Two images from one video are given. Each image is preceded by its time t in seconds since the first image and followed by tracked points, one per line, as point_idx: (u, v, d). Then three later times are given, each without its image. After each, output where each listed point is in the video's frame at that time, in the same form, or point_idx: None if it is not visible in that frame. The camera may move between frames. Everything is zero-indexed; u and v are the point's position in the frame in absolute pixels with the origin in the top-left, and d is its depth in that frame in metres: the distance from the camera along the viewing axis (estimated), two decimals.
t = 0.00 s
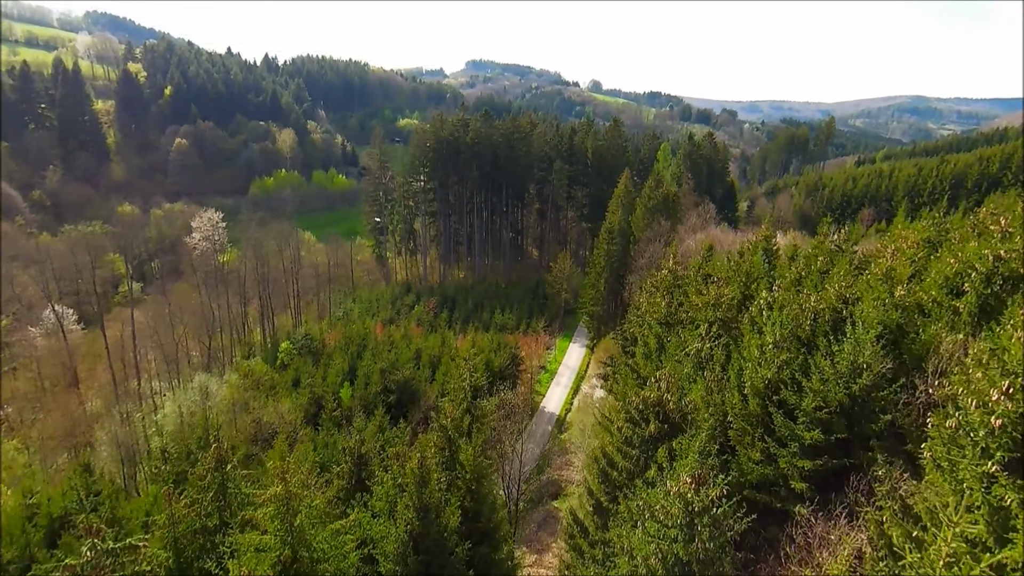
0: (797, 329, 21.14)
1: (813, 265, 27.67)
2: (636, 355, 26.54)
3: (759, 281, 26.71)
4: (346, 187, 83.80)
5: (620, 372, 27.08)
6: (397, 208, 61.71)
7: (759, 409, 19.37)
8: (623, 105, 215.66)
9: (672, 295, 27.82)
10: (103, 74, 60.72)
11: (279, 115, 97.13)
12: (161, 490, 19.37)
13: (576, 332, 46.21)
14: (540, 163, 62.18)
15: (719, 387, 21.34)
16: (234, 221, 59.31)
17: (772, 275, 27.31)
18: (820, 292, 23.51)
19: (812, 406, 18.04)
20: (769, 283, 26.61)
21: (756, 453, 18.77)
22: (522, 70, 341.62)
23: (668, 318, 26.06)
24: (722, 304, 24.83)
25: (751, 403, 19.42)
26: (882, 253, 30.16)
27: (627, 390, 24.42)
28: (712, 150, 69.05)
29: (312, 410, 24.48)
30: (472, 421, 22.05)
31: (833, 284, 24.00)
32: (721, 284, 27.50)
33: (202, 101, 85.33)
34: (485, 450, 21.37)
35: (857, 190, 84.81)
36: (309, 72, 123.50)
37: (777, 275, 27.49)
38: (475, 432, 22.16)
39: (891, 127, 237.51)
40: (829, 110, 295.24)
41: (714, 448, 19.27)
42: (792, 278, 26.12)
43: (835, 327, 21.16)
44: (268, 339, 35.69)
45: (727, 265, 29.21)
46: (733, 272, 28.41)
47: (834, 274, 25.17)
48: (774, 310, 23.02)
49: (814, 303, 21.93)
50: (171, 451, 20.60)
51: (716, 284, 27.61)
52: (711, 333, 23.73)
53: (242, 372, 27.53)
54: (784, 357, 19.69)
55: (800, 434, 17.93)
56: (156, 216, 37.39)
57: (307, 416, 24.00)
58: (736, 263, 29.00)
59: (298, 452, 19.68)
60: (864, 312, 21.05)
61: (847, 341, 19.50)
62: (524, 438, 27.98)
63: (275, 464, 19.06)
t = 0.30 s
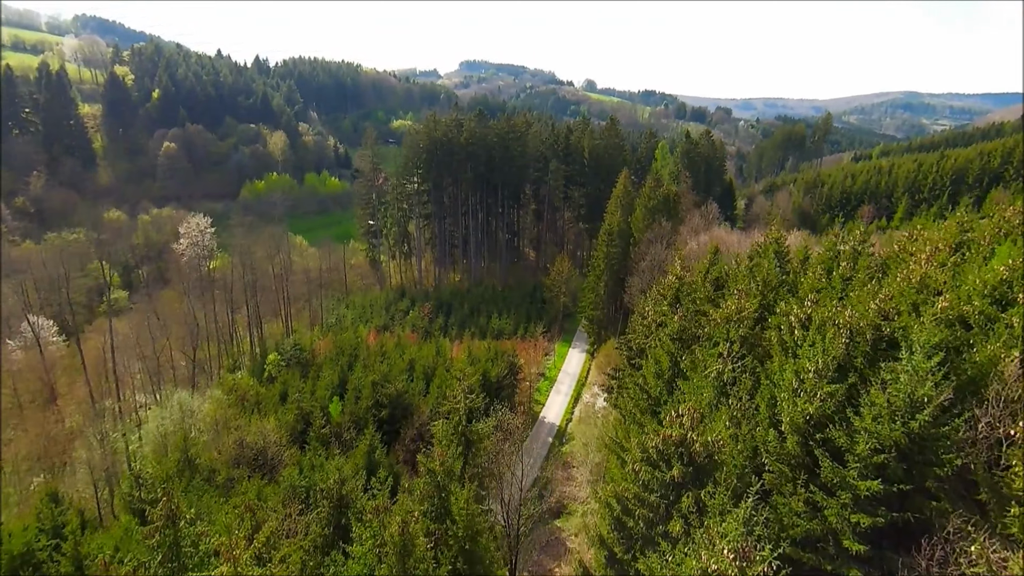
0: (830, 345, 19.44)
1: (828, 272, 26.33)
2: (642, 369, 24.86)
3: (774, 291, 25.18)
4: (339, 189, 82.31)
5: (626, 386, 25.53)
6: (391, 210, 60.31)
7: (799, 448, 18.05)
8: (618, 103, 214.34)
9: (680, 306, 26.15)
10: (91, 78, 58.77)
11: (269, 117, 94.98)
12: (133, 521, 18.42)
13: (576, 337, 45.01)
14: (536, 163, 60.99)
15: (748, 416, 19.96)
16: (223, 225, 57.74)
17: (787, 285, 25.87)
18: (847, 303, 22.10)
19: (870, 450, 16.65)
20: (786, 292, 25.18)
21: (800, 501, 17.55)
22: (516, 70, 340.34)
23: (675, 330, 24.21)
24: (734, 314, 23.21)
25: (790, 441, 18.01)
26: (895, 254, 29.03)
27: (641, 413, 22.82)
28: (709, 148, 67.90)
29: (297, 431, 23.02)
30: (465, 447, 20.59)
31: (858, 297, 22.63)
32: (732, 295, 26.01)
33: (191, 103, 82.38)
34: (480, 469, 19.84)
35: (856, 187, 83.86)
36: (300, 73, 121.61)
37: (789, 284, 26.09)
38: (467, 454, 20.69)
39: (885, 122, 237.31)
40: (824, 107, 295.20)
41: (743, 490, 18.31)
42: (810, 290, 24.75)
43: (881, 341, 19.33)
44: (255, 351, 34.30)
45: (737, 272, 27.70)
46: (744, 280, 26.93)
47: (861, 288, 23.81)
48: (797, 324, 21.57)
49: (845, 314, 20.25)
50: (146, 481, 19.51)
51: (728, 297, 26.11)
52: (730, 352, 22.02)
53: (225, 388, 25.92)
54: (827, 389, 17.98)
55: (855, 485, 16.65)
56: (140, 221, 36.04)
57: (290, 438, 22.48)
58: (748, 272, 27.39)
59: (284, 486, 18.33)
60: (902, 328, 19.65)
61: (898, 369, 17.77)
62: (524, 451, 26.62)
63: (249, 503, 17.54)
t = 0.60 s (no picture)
0: (876, 375, 17.79)
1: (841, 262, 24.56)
2: (650, 385, 22.93)
3: (790, 296, 23.19)
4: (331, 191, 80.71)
5: (633, 402, 23.90)
6: (384, 212, 58.94)
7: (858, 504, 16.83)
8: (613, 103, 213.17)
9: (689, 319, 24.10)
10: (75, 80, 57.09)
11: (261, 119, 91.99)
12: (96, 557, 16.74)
13: (575, 341, 43.84)
14: (533, 163, 59.79)
15: (781, 453, 18.21)
16: (212, 230, 56.23)
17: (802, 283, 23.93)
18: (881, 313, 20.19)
19: (948, 509, 15.43)
20: (801, 296, 23.35)
21: (862, 568, 16.50)
22: (510, 70, 338.96)
23: (688, 347, 21.94)
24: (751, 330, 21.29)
25: (845, 493, 16.66)
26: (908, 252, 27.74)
27: (656, 438, 21.13)
28: (707, 147, 66.85)
29: (276, 453, 21.48)
30: (458, 477, 19.36)
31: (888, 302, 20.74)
32: (746, 304, 24.17)
33: (180, 105, 79.42)
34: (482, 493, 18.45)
35: (855, 185, 83.07)
36: (292, 74, 119.76)
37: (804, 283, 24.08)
38: (460, 483, 19.49)
39: (879, 121, 237.38)
40: (819, 106, 294.43)
41: (790, 550, 17.14)
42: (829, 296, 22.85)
43: (937, 366, 17.72)
44: (242, 361, 32.92)
45: (746, 274, 25.90)
46: (757, 287, 25.05)
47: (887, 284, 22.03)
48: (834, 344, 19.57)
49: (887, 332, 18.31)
50: (116, 508, 18.14)
51: (743, 308, 24.16)
52: (758, 376, 20.09)
53: (207, 403, 24.47)
54: (890, 432, 16.29)
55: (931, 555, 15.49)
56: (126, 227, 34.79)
57: (271, 459, 21.02)
58: (758, 276, 25.44)
59: (263, 518, 17.04)
60: (955, 347, 17.66)
61: (979, 410, 15.78)
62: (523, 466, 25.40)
63: (226, 548, 16.36)
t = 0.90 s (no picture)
0: (957, 415, 14.58)
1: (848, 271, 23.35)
2: (659, 405, 21.29)
3: (812, 309, 21.13)
4: (324, 193, 79.09)
5: (640, 420, 22.40)
6: (377, 214, 57.52)
7: None
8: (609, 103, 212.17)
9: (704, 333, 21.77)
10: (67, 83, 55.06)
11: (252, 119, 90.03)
12: None
13: (574, 346, 42.55)
14: (529, 163, 58.50)
15: (832, 504, 15.62)
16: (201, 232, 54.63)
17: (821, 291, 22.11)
18: (930, 326, 17.55)
19: None
20: (819, 306, 21.78)
21: None
22: (505, 70, 337.71)
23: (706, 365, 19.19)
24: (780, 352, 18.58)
25: (921, 564, 13.64)
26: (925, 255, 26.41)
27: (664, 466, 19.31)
28: (706, 145, 65.73)
29: (258, 473, 20.11)
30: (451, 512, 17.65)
31: (929, 313, 18.19)
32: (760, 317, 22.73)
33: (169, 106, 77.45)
34: (478, 527, 17.74)
35: (855, 183, 82.44)
36: (284, 74, 118.10)
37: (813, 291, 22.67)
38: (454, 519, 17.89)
39: (874, 120, 237.30)
40: (814, 106, 294.58)
41: None
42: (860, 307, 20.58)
43: None
44: (227, 370, 31.50)
45: (757, 281, 24.63)
46: (766, 296, 23.91)
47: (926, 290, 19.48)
48: (894, 369, 16.28)
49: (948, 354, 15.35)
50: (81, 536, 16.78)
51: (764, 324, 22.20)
52: (797, 406, 17.60)
53: (188, 417, 23.17)
54: (982, 498, 13.06)
55: None
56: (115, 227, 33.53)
57: (251, 479, 19.65)
58: (768, 284, 24.15)
59: (240, 548, 15.92)
60: None
61: None
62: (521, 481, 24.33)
63: None
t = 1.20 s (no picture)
0: None
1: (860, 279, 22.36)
2: (668, 421, 19.65)
3: (854, 327, 18.99)
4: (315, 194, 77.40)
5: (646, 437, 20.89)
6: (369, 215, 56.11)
7: None
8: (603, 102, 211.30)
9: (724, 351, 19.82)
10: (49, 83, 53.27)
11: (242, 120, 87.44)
12: None
13: (571, 350, 41.36)
14: (523, 163, 57.24)
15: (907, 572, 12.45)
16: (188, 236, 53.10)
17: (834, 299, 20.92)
18: (999, 344, 14.91)
19: None
20: (828, 307, 20.89)
21: None
22: (498, 70, 336.72)
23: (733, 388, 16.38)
24: (819, 382, 15.72)
25: None
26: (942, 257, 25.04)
27: (674, 490, 17.40)
28: (702, 143, 64.69)
29: (237, 496, 18.71)
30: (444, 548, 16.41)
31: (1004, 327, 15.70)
32: (775, 327, 21.19)
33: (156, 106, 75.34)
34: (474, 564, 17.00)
35: (853, 181, 81.95)
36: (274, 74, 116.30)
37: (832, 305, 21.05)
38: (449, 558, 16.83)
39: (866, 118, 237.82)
40: (807, 105, 295.17)
41: None
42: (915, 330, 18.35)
43: None
44: (212, 380, 30.13)
45: (766, 285, 23.29)
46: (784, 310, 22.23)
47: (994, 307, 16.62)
48: (976, 404, 13.57)
49: None
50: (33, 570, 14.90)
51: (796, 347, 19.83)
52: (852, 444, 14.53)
53: (165, 433, 21.56)
54: None
55: None
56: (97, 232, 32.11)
57: (227, 504, 18.20)
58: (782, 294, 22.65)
59: None
60: None
61: None
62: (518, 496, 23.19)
63: None
